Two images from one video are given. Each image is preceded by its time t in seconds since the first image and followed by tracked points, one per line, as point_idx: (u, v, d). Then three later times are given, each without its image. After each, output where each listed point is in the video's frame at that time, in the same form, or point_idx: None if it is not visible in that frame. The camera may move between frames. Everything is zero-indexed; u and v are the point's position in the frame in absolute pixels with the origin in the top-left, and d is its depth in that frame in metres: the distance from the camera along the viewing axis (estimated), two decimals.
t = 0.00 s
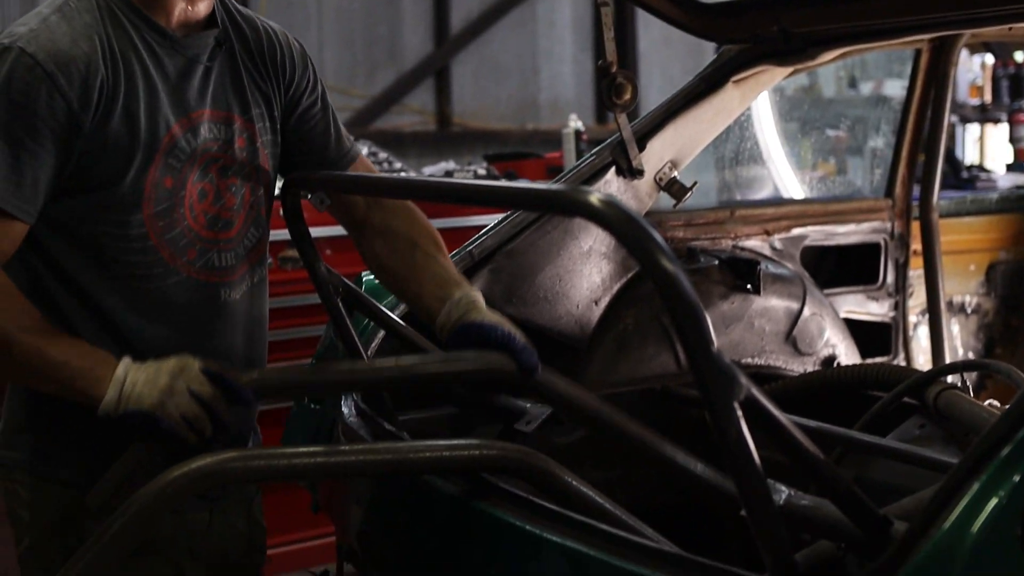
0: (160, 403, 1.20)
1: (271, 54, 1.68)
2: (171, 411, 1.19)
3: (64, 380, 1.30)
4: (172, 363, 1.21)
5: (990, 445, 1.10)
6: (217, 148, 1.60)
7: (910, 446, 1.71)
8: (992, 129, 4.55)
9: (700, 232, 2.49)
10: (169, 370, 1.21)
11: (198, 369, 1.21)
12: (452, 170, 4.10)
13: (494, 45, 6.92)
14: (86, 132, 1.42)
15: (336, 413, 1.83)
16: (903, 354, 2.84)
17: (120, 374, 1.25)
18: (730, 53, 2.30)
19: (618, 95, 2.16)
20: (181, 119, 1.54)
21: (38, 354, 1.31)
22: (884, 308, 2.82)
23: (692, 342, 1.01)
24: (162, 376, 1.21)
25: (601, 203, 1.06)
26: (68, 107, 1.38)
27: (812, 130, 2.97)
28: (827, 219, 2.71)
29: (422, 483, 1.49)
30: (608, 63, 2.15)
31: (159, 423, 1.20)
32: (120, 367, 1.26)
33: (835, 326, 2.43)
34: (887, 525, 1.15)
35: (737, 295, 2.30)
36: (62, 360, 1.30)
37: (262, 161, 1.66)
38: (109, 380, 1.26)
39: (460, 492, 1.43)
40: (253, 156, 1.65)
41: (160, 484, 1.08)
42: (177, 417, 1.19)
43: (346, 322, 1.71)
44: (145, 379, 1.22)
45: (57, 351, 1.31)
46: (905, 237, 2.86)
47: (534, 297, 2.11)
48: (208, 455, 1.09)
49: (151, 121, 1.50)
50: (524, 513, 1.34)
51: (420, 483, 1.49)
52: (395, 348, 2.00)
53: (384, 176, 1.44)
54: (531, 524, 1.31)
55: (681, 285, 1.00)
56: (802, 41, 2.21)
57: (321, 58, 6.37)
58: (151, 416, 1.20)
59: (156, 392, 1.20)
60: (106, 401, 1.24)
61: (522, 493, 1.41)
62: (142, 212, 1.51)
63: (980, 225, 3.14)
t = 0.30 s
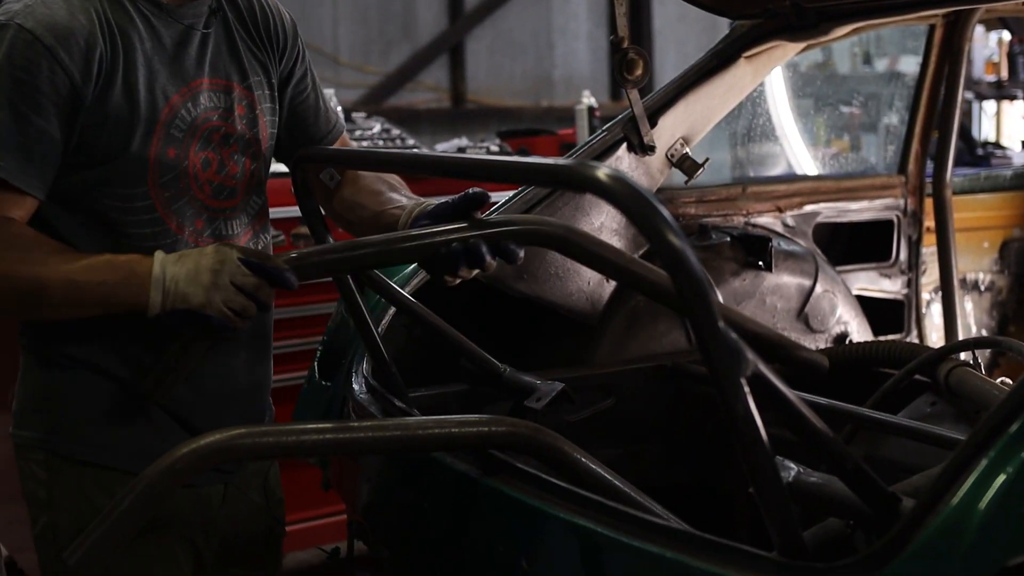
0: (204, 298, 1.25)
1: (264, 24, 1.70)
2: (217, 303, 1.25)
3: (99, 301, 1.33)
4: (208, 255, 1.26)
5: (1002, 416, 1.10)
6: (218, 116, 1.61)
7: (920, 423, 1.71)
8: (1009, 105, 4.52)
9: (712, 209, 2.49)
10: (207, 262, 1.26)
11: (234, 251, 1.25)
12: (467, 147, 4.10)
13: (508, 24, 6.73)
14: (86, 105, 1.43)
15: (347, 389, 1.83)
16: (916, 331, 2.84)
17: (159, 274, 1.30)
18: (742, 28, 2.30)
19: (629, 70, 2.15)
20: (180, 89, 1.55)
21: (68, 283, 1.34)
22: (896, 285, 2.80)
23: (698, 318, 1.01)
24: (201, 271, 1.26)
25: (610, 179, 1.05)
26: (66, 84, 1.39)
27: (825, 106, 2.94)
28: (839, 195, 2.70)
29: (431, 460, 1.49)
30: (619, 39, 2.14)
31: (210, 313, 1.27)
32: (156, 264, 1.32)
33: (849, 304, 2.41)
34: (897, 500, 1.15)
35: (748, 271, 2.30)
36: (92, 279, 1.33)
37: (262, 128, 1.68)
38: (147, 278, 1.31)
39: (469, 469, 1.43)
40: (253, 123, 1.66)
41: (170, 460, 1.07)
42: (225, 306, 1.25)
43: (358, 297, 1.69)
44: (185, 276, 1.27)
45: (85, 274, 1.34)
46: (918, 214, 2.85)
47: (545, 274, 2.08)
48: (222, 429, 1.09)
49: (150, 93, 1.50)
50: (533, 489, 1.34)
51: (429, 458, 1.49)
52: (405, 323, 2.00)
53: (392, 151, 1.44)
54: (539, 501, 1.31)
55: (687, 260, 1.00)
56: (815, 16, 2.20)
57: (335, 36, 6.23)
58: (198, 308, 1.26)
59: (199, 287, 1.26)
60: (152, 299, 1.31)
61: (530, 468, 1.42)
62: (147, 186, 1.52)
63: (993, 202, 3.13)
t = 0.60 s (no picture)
0: (256, 299, 1.32)
1: (268, 46, 1.72)
2: (270, 303, 1.33)
3: (137, 293, 1.34)
4: (259, 260, 1.32)
5: (1005, 423, 1.09)
6: (223, 125, 1.62)
7: (923, 430, 1.71)
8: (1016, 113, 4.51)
9: (716, 217, 2.48)
10: (257, 268, 1.32)
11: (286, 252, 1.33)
12: (471, 155, 4.09)
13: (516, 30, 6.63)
14: (105, 99, 1.43)
15: (351, 398, 1.84)
16: (921, 338, 2.83)
17: (198, 275, 1.34)
18: (746, 35, 2.30)
19: (634, 77, 2.15)
20: (189, 93, 1.55)
21: (103, 276, 1.33)
22: (901, 292, 2.80)
23: (698, 326, 1.01)
24: (253, 275, 1.32)
25: (609, 188, 1.05)
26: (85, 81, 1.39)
27: (831, 113, 2.94)
28: (843, 203, 2.70)
29: (433, 468, 1.50)
30: (624, 46, 2.15)
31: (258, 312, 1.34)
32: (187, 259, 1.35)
33: (853, 311, 2.42)
34: (898, 508, 1.14)
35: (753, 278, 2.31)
36: (130, 274, 1.34)
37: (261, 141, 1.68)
38: (179, 274, 1.34)
39: (470, 478, 1.43)
40: (253, 134, 1.67)
41: (169, 471, 1.08)
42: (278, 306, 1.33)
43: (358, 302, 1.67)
44: (235, 279, 1.32)
45: (120, 268, 1.34)
46: (923, 220, 2.85)
47: (551, 282, 2.08)
48: (222, 439, 1.09)
49: (161, 94, 1.51)
50: (534, 498, 1.35)
51: (432, 466, 1.50)
52: (410, 331, 2.00)
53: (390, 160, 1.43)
54: (541, 511, 1.31)
55: (686, 268, 1.00)
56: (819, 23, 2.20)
57: (343, 43, 6.12)
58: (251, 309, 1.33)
59: (254, 291, 1.32)
60: (190, 296, 1.35)
61: (531, 478, 1.41)
62: (155, 186, 1.52)
63: (998, 209, 3.13)
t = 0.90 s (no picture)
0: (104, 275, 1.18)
1: (269, 69, 1.81)
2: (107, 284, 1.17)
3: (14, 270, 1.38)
4: (114, 248, 1.29)
5: (967, 438, 1.07)
6: (212, 144, 1.69)
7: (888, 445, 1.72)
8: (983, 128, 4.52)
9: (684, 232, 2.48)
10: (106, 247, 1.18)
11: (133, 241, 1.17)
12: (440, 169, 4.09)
13: (489, 45, 6.60)
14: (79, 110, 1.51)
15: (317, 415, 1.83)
16: (888, 353, 2.84)
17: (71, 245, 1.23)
18: (715, 51, 2.31)
19: (602, 93, 2.16)
20: (177, 109, 1.63)
21: None
22: (868, 307, 2.81)
23: (661, 342, 1.01)
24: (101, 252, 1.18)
25: (572, 207, 1.05)
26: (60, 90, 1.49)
27: (800, 129, 2.97)
28: (811, 219, 2.71)
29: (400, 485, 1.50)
30: (593, 63, 2.15)
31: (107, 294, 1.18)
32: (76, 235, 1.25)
33: (819, 326, 2.43)
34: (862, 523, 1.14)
35: (720, 295, 2.31)
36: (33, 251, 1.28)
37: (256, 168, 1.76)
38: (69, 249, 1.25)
39: (437, 496, 1.43)
40: (243, 155, 1.74)
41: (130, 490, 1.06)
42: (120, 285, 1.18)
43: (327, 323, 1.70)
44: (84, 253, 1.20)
45: None
46: (890, 236, 2.87)
47: (518, 298, 2.10)
48: (182, 458, 1.08)
49: (145, 110, 1.58)
50: (499, 516, 1.35)
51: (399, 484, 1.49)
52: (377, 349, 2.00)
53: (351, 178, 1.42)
54: (507, 528, 1.31)
55: (648, 286, 1.00)
56: (787, 41, 2.21)
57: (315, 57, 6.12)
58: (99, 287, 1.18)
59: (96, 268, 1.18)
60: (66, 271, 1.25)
61: (496, 494, 1.42)
62: (137, 195, 1.58)
63: (965, 225, 3.16)
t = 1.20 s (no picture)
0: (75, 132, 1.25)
1: (228, 91, 1.80)
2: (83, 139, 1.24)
3: None
4: (74, 106, 1.26)
5: (894, 450, 1.05)
6: (156, 160, 1.68)
7: (822, 458, 1.72)
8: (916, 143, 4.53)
9: (619, 246, 2.50)
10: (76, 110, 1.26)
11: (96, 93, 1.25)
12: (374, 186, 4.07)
13: (425, 61, 6.60)
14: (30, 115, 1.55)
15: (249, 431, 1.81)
16: (822, 366, 2.86)
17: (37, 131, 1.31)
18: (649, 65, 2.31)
19: (535, 107, 2.16)
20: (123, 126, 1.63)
21: None
22: (802, 320, 2.83)
23: (590, 359, 0.97)
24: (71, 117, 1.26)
25: (502, 221, 1.02)
26: (8, 101, 1.52)
27: (734, 144, 2.99)
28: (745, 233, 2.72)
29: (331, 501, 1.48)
30: (526, 77, 2.15)
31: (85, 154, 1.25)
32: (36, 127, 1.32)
33: (754, 339, 2.44)
34: (792, 537, 1.13)
35: (654, 308, 2.32)
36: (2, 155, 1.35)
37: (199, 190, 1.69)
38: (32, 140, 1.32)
39: (368, 513, 1.42)
40: (187, 172, 1.73)
41: (56, 510, 1.02)
42: (90, 141, 1.24)
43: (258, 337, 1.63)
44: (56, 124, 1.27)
45: None
46: (823, 250, 2.89)
47: (451, 312, 2.09)
48: (113, 474, 1.05)
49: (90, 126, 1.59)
50: (429, 531, 1.34)
51: (330, 499, 1.47)
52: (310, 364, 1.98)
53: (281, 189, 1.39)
54: (438, 543, 1.31)
55: (578, 303, 0.97)
56: (720, 56, 2.21)
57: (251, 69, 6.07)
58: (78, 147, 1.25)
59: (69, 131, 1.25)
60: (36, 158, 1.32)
61: (428, 509, 1.41)
62: (73, 208, 1.59)
63: (896, 238, 3.22)
